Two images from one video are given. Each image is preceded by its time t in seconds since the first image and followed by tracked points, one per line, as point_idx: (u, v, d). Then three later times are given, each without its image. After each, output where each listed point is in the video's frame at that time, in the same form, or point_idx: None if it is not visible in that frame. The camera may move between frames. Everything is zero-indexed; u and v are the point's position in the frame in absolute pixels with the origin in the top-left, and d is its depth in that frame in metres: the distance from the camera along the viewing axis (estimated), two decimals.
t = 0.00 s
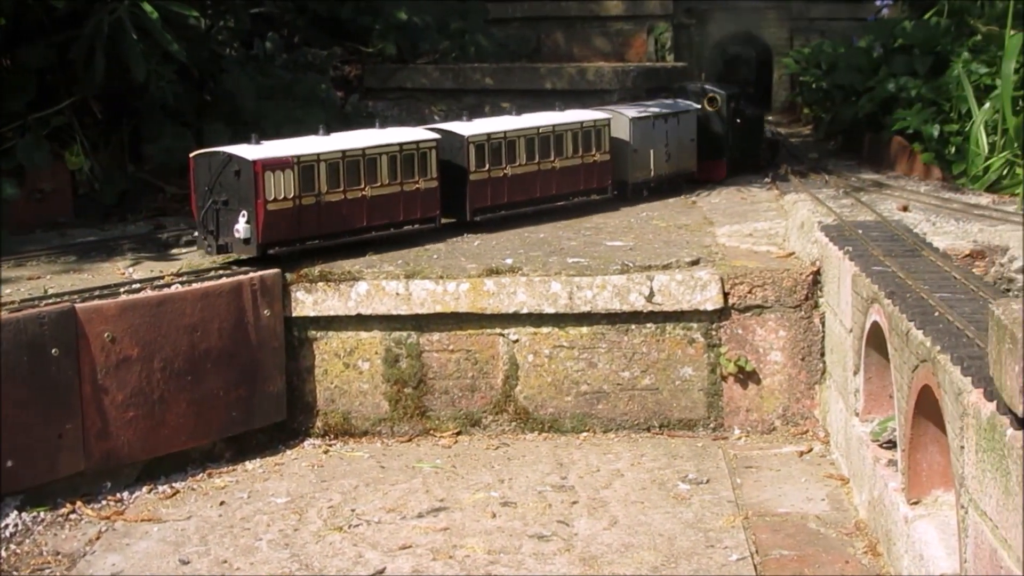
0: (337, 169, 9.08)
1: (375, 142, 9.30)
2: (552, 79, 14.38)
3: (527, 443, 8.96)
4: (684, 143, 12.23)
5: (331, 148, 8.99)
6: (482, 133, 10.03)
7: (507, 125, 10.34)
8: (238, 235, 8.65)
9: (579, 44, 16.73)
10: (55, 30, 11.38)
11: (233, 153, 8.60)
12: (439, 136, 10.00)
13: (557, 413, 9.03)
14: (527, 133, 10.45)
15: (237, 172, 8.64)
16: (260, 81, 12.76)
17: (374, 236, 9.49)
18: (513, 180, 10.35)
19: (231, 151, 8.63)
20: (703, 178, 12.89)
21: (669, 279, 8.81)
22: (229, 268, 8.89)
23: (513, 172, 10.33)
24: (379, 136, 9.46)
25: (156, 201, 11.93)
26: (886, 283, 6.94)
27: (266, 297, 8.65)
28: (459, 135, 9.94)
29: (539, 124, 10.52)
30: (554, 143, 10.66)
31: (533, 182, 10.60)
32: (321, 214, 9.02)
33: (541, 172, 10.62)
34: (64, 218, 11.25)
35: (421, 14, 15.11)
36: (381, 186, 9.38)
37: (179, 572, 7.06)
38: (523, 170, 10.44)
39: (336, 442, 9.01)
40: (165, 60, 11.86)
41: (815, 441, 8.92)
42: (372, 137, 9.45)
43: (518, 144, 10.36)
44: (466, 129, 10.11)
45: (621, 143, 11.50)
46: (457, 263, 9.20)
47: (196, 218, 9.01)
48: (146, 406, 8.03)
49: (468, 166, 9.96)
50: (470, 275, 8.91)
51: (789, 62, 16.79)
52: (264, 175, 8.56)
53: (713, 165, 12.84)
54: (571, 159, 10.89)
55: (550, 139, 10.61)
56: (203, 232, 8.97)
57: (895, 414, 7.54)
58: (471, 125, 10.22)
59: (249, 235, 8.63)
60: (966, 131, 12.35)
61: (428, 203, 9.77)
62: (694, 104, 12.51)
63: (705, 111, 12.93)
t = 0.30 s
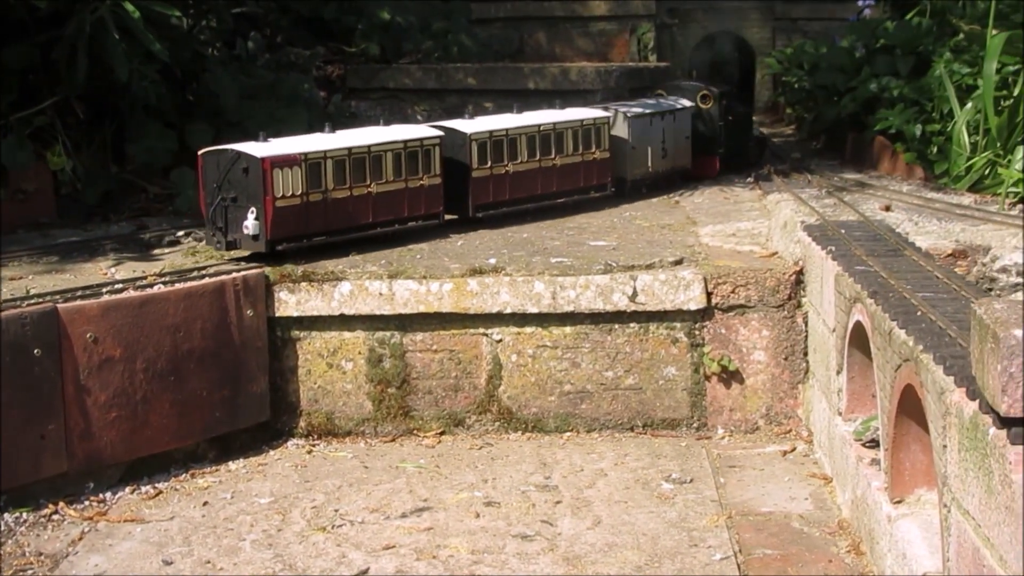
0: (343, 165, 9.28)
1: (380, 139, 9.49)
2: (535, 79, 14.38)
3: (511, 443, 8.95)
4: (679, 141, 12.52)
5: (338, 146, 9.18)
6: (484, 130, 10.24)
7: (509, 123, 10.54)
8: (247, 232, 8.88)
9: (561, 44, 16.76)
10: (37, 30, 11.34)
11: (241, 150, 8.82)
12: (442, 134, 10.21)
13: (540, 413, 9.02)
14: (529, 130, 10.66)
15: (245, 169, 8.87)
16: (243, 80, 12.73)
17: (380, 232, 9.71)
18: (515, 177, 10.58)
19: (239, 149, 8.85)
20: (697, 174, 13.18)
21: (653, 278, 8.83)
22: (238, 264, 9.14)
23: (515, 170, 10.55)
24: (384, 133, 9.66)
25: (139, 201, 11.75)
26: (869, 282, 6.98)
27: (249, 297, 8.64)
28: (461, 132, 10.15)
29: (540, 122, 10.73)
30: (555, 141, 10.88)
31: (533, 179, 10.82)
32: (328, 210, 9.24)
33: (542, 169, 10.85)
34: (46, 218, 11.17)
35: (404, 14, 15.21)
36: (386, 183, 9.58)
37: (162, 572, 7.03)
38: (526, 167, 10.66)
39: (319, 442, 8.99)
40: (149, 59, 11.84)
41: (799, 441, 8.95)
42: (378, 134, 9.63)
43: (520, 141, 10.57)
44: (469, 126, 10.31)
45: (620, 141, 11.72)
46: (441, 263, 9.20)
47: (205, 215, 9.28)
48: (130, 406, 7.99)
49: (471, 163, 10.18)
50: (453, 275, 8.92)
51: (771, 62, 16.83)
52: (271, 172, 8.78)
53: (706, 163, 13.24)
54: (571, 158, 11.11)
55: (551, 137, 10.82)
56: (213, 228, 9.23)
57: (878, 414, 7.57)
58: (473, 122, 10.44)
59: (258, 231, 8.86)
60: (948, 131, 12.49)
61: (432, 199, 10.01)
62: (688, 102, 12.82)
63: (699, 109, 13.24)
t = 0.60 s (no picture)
0: (367, 162, 9.47)
1: (404, 136, 9.68)
2: (537, 78, 14.37)
3: (513, 442, 8.95)
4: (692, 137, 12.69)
5: (362, 143, 9.37)
6: (505, 127, 10.40)
7: (529, 120, 10.69)
8: (273, 227, 9.09)
9: (563, 43, 16.76)
10: (38, 29, 11.35)
11: (268, 147, 9.01)
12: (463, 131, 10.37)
13: (542, 412, 9.02)
14: (549, 127, 10.81)
15: (272, 165, 9.06)
16: (244, 79, 12.72)
17: (403, 227, 9.90)
18: (534, 174, 10.75)
19: (266, 146, 9.03)
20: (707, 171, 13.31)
21: (655, 278, 8.83)
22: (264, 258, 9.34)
23: (534, 167, 10.72)
24: (407, 130, 9.85)
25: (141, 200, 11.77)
26: (872, 282, 6.96)
27: (252, 296, 8.64)
28: (482, 129, 10.31)
29: (560, 119, 10.87)
30: (573, 138, 11.03)
31: (552, 175, 10.99)
32: (353, 206, 9.43)
33: (561, 165, 11.01)
34: (46, 217, 11.19)
35: (406, 14, 15.20)
36: (409, 179, 9.78)
37: (164, 572, 7.03)
38: (545, 163, 10.83)
39: (322, 441, 9.00)
40: (151, 59, 11.84)
41: (801, 440, 8.94)
42: (401, 131, 9.82)
43: (540, 138, 10.72)
44: (490, 124, 10.46)
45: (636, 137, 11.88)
46: (443, 263, 9.20)
47: (232, 210, 9.48)
48: (132, 405, 8.00)
49: (491, 160, 10.35)
50: (455, 274, 8.92)
51: (773, 61, 16.81)
52: (298, 168, 8.96)
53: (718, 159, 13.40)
54: (590, 154, 11.28)
55: (570, 134, 10.97)
56: (239, 223, 9.44)
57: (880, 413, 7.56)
58: (493, 120, 10.59)
59: (285, 226, 9.06)
60: (951, 130, 12.50)
61: (454, 195, 10.21)
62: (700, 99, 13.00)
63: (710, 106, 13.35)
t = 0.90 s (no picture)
0: (388, 160, 9.57)
1: (423, 135, 9.80)
2: (538, 79, 14.36)
3: (514, 443, 8.95)
4: (702, 138, 12.78)
5: (384, 141, 9.48)
6: (523, 126, 10.51)
7: (546, 119, 10.79)
8: (297, 224, 9.17)
9: (565, 44, 16.75)
10: (39, 30, 11.35)
11: (292, 146, 9.09)
12: (483, 129, 10.48)
13: (543, 412, 9.03)
14: (566, 126, 10.92)
15: (295, 164, 9.13)
16: (245, 80, 12.72)
17: (423, 224, 10.01)
18: (551, 172, 10.84)
19: (290, 144, 9.11)
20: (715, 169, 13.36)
21: (656, 278, 8.82)
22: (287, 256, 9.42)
23: (552, 165, 10.82)
24: (427, 128, 9.97)
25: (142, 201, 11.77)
26: (873, 282, 6.95)
27: (253, 296, 8.64)
28: (501, 128, 10.42)
29: (577, 119, 10.97)
30: (590, 137, 11.14)
31: (569, 174, 11.08)
32: (375, 203, 9.53)
33: (578, 164, 11.12)
34: (47, 218, 11.16)
35: (407, 15, 15.24)
36: (429, 177, 9.89)
37: (165, 572, 7.03)
38: (562, 162, 10.92)
39: (322, 441, 9.00)
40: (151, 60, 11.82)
41: (803, 440, 8.94)
42: (420, 129, 9.94)
43: (557, 137, 10.82)
44: (508, 122, 10.58)
45: (652, 135, 11.99)
46: (444, 263, 9.20)
47: (254, 208, 9.54)
48: (133, 405, 8.00)
49: (510, 158, 10.45)
50: (456, 274, 8.92)
51: (774, 61, 16.81)
52: (321, 166, 9.05)
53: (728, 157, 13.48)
54: (607, 153, 11.38)
55: (587, 133, 11.08)
56: (262, 221, 9.50)
57: (881, 414, 7.55)
58: (511, 118, 10.70)
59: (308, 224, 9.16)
60: (951, 130, 12.51)
61: (473, 193, 10.31)
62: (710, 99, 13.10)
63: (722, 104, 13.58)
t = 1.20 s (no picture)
0: (408, 156, 9.72)
1: (443, 132, 9.98)
2: (540, 78, 14.36)
3: (516, 443, 8.95)
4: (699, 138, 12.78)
5: (404, 138, 9.64)
6: (541, 123, 10.71)
7: (563, 117, 11.00)
8: (319, 221, 9.29)
9: (567, 43, 16.75)
10: (41, 28, 11.35)
11: (314, 143, 9.21)
12: (501, 127, 10.68)
13: (545, 412, 9.02)
14: (582, 124, 11.14)
15: (317, 160, 9.25)
16: (247, 79, 12.71)
17: (442, 221, 10.19)
18: (568, 169, 11.04)
19: (312, 141, 9.23)
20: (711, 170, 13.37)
21: (658, 278, 8.81)
22: (309, 252, 9.52)
23: (568, 162, 11.01)
24: (445, 126, 10.15)
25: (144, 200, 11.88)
26: (874, 281, 6.94)
27: (255, 295, 8.64)
28: (519, 125, 10.62)
29: (593, 116, 11.21)
30: (605, 134, 11.37)
31: (585, 171, 11.28)
32: (395, 199, 9.68)
33: (594, 161, 11.32)
34: (49, 217, 11.16)
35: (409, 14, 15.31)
36: (447, 174, 10.06)
37: (167, 571, 7.03)
38: (578, 159, 11.12)
39: (325, 441, 9.01)
40: (152, 59, 11.84)
41: (804, 440, 8.93)
42: (438, 127, 10.11)
43: (573, 134, 11.04)
44: (525, 120, 10.76)
45: (666, 132, 12.24)
46: (446, 263, 9.19)
47: (276, 204, 9.62)
48: (135, 405, 7.99)
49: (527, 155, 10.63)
50: (458, 274, 8.91)
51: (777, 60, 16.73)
52: (344, 163, 9.17)
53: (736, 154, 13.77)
54: (622, 150, 11.60)
55: (603, 130, 11.30)
56: (283, 218, 9.59)
57: (883, 413, 7.55)
58: (529, 116, 10.90)
59: (331, 220, 9.27)
60: (954, 130, 12.52)
61: (491, 189, 10.52)
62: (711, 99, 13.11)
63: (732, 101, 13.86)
